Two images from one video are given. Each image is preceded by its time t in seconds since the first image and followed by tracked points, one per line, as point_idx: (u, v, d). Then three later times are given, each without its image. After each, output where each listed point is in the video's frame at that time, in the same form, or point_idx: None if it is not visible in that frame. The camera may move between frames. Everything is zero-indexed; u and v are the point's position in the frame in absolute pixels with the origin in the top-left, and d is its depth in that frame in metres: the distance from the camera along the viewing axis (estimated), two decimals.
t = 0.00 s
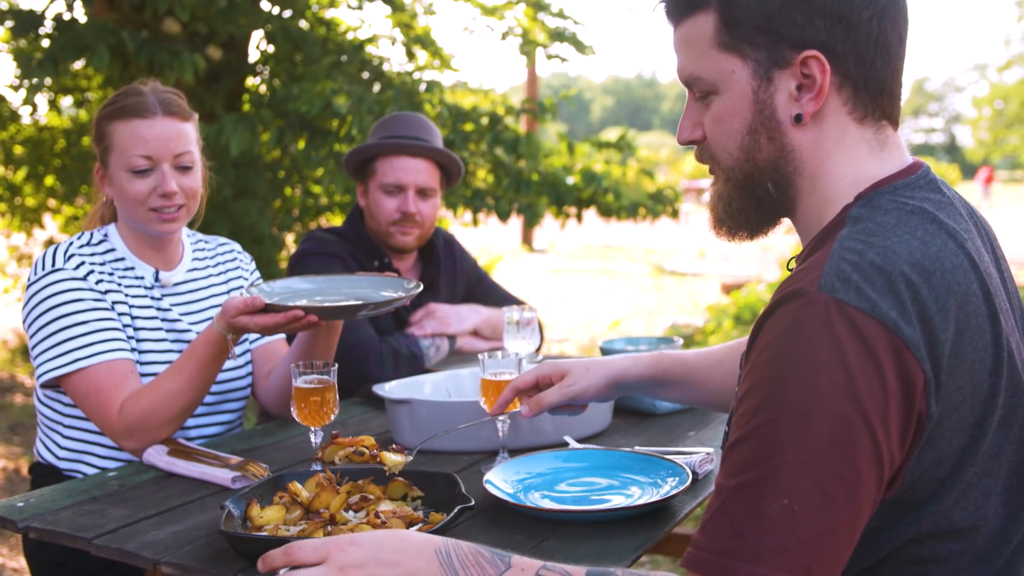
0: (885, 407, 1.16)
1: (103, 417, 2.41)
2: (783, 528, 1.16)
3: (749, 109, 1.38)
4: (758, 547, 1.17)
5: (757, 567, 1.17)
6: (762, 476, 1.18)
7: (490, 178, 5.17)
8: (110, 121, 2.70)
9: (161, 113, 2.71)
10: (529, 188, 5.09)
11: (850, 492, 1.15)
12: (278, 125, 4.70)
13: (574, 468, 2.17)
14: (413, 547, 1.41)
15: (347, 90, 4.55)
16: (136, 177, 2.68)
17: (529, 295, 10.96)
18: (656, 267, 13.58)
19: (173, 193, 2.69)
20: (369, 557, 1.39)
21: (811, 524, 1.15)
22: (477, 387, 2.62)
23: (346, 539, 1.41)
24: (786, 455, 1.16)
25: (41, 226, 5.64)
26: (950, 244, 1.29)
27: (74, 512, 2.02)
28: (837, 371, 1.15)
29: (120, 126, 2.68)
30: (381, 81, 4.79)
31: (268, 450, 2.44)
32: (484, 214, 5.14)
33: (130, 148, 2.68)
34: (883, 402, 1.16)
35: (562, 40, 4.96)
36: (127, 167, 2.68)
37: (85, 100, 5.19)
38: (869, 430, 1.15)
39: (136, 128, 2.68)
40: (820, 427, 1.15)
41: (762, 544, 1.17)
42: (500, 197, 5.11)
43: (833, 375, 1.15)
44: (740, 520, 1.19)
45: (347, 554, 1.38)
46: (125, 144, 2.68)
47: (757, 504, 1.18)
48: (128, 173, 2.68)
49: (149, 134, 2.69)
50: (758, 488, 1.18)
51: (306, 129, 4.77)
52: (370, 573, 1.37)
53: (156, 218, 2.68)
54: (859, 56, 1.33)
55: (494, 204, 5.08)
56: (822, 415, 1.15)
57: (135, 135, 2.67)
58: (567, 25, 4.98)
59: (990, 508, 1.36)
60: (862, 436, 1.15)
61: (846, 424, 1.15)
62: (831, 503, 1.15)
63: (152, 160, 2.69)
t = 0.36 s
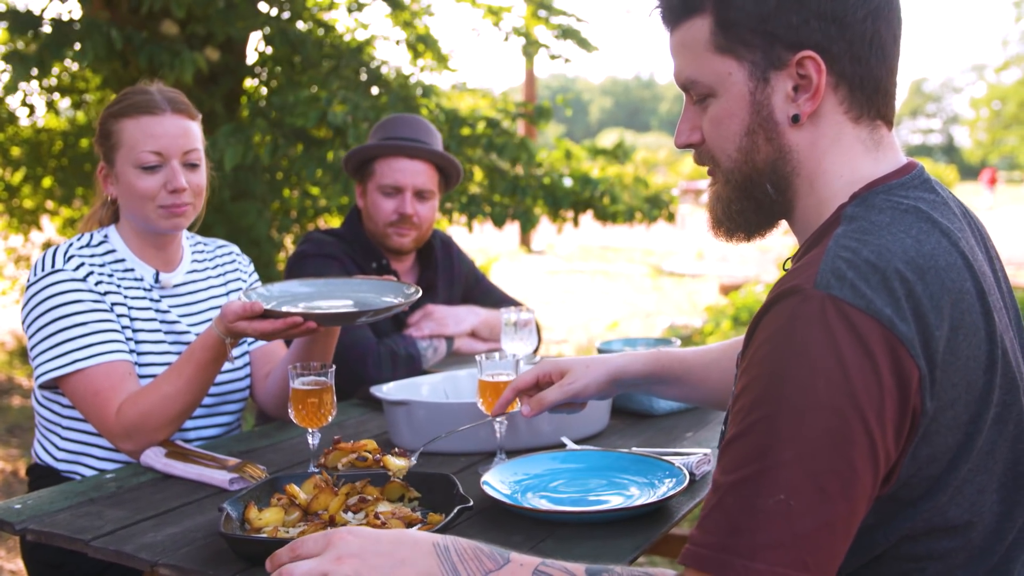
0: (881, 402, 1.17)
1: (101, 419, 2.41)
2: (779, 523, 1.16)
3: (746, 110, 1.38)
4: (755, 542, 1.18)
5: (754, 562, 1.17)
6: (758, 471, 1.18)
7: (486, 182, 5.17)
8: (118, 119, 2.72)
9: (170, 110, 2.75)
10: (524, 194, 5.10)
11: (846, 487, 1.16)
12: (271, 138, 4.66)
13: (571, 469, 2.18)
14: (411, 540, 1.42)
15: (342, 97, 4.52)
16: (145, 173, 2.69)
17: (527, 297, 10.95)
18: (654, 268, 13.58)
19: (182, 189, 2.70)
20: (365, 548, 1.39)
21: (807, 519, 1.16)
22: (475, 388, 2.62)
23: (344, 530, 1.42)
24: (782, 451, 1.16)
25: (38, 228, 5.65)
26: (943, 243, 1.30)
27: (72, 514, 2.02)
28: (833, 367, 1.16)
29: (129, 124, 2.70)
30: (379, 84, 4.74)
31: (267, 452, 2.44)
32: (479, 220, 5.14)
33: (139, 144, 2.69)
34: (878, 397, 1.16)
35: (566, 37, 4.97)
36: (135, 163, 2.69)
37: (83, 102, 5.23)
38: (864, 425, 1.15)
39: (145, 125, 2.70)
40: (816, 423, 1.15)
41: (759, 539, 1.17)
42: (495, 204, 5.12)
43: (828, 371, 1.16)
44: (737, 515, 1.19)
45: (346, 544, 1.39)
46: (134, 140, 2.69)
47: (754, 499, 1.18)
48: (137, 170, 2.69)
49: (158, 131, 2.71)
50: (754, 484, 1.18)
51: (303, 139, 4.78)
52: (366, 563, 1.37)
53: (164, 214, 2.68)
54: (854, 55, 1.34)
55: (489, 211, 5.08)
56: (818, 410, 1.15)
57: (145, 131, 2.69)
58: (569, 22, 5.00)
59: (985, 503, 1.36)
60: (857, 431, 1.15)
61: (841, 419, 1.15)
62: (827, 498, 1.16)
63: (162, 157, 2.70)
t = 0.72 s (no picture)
0: (882, 400, 1.17)
1: (102, 420, 2.42)
2: (783, 524, 1.16)
3: (743, 110, 1.38)
4: (760, 544, 1.17)
5: (759, 564, 1.17)
6: (761, 473, 1.18)
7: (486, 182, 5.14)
8: (124, 118, 2.73)
9: (177, 110, 2.76)
10: (524, 195, 5.09)
11: (849, 487, 1.15)
12: (270, 129, 4.72)
13: (572, 469, 2.18)
14: (420, 549, 1.42)
15: (342, 91, 4.56)
16: (151, 173, 2.71)
17: (528, 296, 10.95)
18: (656, 268, 13.58)
19: (188, 190, 2.72)
20: (375, 557, 1.39)
21: (811, 519, 1.16)
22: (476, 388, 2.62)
23: (353, 538, 1.41)
24: (785, 451, 1.16)
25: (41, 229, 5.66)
26: (941, 242, 1.30)
27: (73, 514, 2.02)
28: (833, 367, 1.16)
29: (137, 123, 2.71)
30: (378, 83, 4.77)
31: (268, 452, 2.44)
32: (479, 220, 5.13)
33: (147, 143, 2.71)
34: (878, 395, 1.16)
35: (564, 40, 4.98)
36: (141, 163, 2.70)
37: (85, 103, 5.25)
38: (866, 424, 1.15)
39: (154, 124, 2.71)
40: (817, 422, 1.15)
41: (764, 541, 1.17)
42: (496, 203, 5.11)
43: (828, 370, 1.16)
44: (741, 517, 1.19)
45: (353, 554, 1.38)
46: (141, 140, 2.71)
47: (757, 501, 1.18)
48: (144, 169, 2.70)
49: (166, 131, 2.73)
50: (757, 485, 1.18)
51: (299, 131, 4.81)
52: (376, 572, 1.37)
53: (169, 214, 2.70)
54: (849, 55, 1.34)
55: (489, 209, 5.09)
56: (819, 410, 1.15)
57: (152, 131, 2.71)
58: (569, 23, 5.01)
59: (985, 501, 1.36)
60: (859, 430, 1.15)
61: (843, 418, 1.15)
62: (831, 498, 1.15)
63: (169, 156, 2.73)
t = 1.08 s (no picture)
0: (883, 397, 1.16)
1: (103, 417, 2.41)
2: (784, 523, 1.16)
3: (739, 108, 1.38)
4: (762, 543, 1.17)
5: (762, 563, 1.17)
6: (762, 471, 1.18)
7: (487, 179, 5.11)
8: (128, 113, 2.72)
9: (181, 106, 2.76)
10: (524, 194, 5.07)
11: (851, 485, 1.15)
12: (270, 122, 4.73)
13: (574, 466, 2.17)
14: (422, 550, 1.41)
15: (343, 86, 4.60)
16: (156, 168, 2.70)
17: (530, 293, 10.93)
18: (658, 265, 13.56)
19: (193, 184, 2.72)
20: (377, 557, 1.39)
21: (813, 517, 1.15)
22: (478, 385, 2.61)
23: (355, 538, 1.41)
24: (786, 450, 1.16)
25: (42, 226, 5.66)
26: (941, 239, 1.30)
27: (74, 512, 2.02)
28: (833, 364, 1.15)
29: (141, 119, 2.71)
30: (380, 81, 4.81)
31: (269, 449, 2.44)
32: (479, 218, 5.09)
33: (151, 139, 2.70)
34: (879, 393, 1.16)
35: (560, 40, 4.98)
36: (146, 158, 2.70)
37: (87, 100, 5.24)
38: (867, 421, 1.15)
39: (158, 120, 2.71)
40: (818, 420, 1.14)
41: (766, 539, 1.16)
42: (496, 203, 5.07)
43: (829, 368, 1.15)
44: (742, 515, 1.19)
45: (356, 554, 1.39)
46: (145, 135, 2.70)
47: (759, 500, 1.17)
48: (147, 164, 2.70)
49: (170, 126, 2.72)
50: (758, 484, 1.18)
51: (300, 125, 4.81)
52: (377, 572, 1.38)
53: (172, 208, 2.70)
54: (846, 51, 1.33)
55: (488, 208, 5.03)
56: (820, 408, 1.15)
57: (157, 126, 2.71)
58: (566, 24, 5.00)
59: (985, 498, 1.36)
60: (860, 428, 1.14)
61: (844, 416, 1.14)
62: (832, 496, 1.15)
63: (173, 152, 2.72)
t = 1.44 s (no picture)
0: (877, 396, 1.16)
1: (103, 414, 2.41)
2: (781, 524, 1.15)
3: (729, 105, 1.39)
4: (758, 544, 1.16)
5: (759, 563, 1.16)
6: (757, 473, 1.17)
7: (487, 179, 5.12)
8: (131, 109, 2.72)
9: (184, 102, 2.77)
10: (524, 194, 5.04)
11: (846, 484, 1.15)
12: (270, 134, 4.75)
13: (574, 464, 2.17)
14: (423, 550, 1.41)
15: (340, 94, 4.54)
16: (161, 163, 2.70)
17: (530, 292, 10.92)
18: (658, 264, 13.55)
19: (197, 179, 2.72)
20: (379, 557, 1.39)
21: (809, 517, 1.15)
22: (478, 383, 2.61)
23: (357, 538, 1.41)
24: (781, 451, 1.15)
25: (42, 224, 5.68)
26: (932, 237, 1.29)
27: (73, 510, 2.01)
28: (826, 364, 1.15)
29: (145, 114, 2.71)
30: (381, 81, 4.80)
31: (269, 447, 2.44)
32: (479, 218, 5.07)
33: (156, 134, 2.69)
34: (872, 391, 1.16)
35: (556, 38, 4.95)
36: (150, 153, 2.69)
37: (87, 98, 5.29)
38: (861, 420, 1.14)
39: (162, 115, 2.71)
40: (813, 420, 1.14)
41: (762, 540, 1.16)
42: (496, 204, 5.08)
43: (822, 368, 1.15)
44: (738, 517, 1.18)
45: (358, 555, 1.39)
46: (150, 130, 2.69)
47: (754, 501, 1.17)
48: (152, 159, 2.69)
49: (174, 122, 2.72)
50: (753, 485, 1.17)
51: (299, 136, 4.84)
52: (378, 573, 1.37)
53: (177, 203, 2.69)
54: (835, 49, 1.33)
55: (487, 210, 5.04)
56: (814, 408, 1.14)
57: (162, 121, 2.70)
58: (564, 24, 4.96)
59: (981, 495, 1.35)
60: (854, 427, 1.14)
61: (838, 415, 1.14)
62: (828, 496, 1.14)
63: (178, 147, 2.72)
